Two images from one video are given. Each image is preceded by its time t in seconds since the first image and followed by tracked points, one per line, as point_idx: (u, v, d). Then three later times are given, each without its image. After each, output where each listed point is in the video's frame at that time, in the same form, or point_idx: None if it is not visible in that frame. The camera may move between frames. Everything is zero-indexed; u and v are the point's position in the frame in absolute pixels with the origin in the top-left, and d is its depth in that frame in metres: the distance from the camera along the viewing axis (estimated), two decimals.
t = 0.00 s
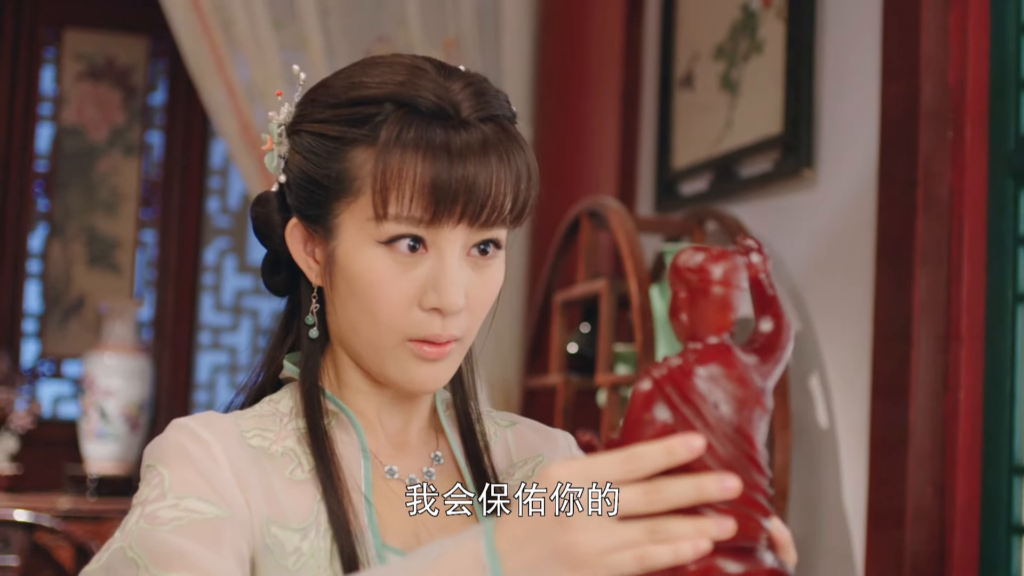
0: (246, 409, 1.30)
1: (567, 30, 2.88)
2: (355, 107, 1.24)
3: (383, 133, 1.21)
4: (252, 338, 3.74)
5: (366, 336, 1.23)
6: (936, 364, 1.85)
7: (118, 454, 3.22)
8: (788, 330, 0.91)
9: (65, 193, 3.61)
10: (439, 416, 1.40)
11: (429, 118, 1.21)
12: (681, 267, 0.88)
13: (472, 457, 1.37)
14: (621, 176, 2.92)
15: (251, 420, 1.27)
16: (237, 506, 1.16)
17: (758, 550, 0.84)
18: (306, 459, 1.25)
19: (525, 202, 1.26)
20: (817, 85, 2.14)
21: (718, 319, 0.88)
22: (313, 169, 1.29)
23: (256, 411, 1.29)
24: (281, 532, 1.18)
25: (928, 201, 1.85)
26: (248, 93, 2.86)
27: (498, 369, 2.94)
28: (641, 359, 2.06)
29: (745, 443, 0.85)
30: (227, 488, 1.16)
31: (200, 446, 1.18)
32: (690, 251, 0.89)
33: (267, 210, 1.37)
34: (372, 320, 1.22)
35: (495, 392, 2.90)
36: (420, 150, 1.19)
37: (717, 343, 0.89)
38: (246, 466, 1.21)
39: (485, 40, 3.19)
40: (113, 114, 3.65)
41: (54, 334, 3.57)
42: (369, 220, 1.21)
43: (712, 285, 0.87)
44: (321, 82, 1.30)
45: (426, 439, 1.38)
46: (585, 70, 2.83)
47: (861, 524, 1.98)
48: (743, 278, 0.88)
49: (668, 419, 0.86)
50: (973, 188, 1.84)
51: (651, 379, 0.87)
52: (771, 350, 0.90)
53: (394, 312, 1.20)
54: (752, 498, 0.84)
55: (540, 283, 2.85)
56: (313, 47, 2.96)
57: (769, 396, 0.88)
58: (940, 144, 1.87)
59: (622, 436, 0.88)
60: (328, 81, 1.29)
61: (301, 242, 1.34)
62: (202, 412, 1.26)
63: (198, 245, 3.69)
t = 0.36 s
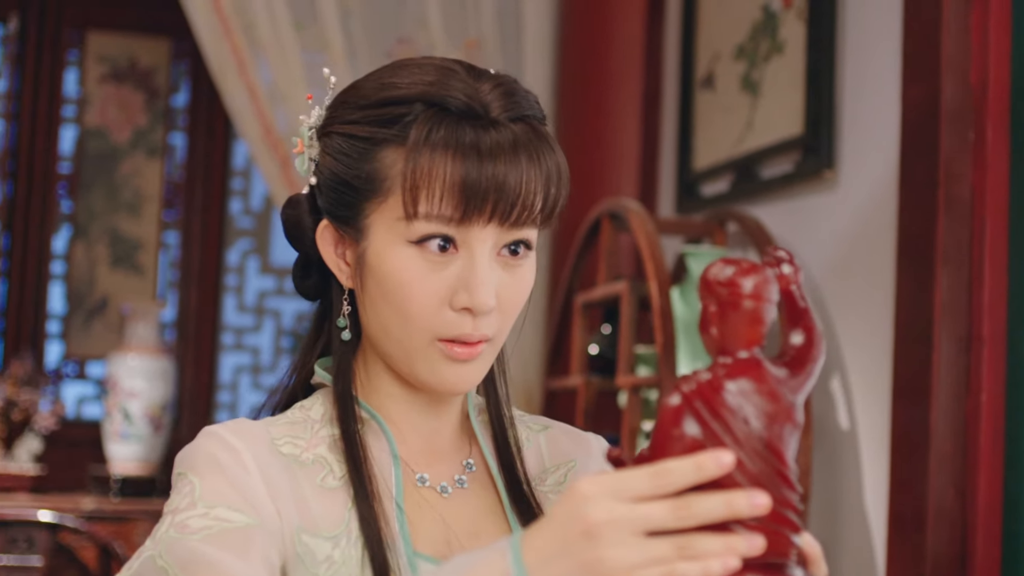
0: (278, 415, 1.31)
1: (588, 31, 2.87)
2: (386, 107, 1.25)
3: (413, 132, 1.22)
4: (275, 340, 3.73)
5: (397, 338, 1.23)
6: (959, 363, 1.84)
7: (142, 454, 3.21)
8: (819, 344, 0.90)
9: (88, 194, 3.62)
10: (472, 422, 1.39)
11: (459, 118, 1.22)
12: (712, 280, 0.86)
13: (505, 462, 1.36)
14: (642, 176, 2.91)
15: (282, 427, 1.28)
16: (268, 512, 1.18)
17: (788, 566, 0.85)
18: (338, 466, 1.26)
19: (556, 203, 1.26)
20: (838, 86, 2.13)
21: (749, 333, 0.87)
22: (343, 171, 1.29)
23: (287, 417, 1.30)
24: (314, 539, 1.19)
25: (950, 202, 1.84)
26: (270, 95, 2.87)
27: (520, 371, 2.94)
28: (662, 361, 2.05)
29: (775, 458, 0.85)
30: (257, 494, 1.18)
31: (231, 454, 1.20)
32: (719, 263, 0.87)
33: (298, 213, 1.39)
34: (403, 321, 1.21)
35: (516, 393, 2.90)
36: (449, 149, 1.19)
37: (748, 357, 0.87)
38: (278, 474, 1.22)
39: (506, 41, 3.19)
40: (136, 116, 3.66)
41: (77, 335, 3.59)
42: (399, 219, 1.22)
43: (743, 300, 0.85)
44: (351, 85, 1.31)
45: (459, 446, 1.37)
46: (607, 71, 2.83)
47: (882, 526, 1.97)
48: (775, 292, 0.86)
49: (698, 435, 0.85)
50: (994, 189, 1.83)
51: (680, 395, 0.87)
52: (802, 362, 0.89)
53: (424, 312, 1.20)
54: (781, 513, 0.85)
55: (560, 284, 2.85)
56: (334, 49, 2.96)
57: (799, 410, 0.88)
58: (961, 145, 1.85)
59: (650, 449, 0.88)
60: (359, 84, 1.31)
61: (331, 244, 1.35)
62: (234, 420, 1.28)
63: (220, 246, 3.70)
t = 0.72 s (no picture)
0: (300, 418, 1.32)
1: (597, 30, 2.87)
2: (404, 111, 1.26)
3: (430, 136, 1.22)
4: (284, 339, 3.72)
5: (417, 338, 1.23)
6: (966, 365, 1.83)
7: (152, 453, 3.23)
8: (835, 352, 0.90)
9: (97, 194, 3.62)
10: (493, 427, 1.39)
11: (477, 120, 1.22)
12: (726, 288, 0.87)
13: (526, 468, 1.36)
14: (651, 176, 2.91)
15: (305, 431, 1.29)
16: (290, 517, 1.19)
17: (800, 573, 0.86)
18: (358, 470, 1.27)
19: (574, 205, 1.25)
20: (846, 86, 2.13)
21: (763, 342, 0.87)
22: (364, 175, 1.30)
23: (309, 421, 1.31)
24: (332, 545, 1.20)
25: (956, 202, 1.84)
26: (278, 95, 2.90)
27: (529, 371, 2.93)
28: (669, 362, 2.05)
29: (787, 468, 0.85)
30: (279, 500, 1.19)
31: (253, 459, 1.21)
32: (735, 273, 0.88)
33: (320, 219, 1.39)
34: (423, 320, 1.21)
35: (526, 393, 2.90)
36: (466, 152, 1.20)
37: (762, 366, 0.87)
38: (299, 478, 1.23)
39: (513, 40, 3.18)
40: (145, 115, 3.67)
41: (87, 335, 3.58)
42: (418, 222, 1.22)
43: (757, 310, 0.85)
44: (371, 90, 1.32)
45: (480, 450, 1.37)
46: (616, 71, 2.82)
47: (890, 527, 1.97)
48: (789, 302, 0.86)
49: (711, 443, 0.85)
50: (1001, 190, 1.82)
51: (694, 403, 0.87)
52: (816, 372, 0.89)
53: (443, 312, 1.19)
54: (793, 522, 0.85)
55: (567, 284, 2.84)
56: (342, 49, 2.96)
57: (814, 419, 0.88)
58: (968, 145, 1.85)
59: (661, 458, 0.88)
60: (379, 87, 1.31)
61: (352, 247, 1.35)
62: (256, 423, 1.28)
63: (229, 245, 3.69)
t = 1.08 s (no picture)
0: (320, 424, 1.33)
1: (603, 30, 2.87)
2: (417, 113, 1.26)
3: (444, 137, 1.22)
4: (292, 337, 3.73)
5: (433, 339, 1.23)
6: (970, 365, 1.83)
7: (159, 452, 3.23)
8: (839, 359, 0.90)
9: (105, 193, 3.63)
10: (512, 432, 1.38)
11: (492, 120, 1.22)
12: (729, 297, 0.86)
13: (545, 476, 1.35)
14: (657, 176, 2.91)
15: (325, 438, 1.30)
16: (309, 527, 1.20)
17: None
18: (377, 480, 1.27)
19: (591, 204, 1.25)
20: (851, 86, 2.13)
21: (767, 351, 0.86)
22: (378, 178, 1.30)
23: (328, 427, 1.32)
24: (353, 556, 1.21)
25: (961, 203, 1.84)
26: (285, 96, 2.90)
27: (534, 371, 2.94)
28: (673, 362, 2.05)
29: (793, 475, 0.85)
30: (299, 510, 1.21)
31: (273, 468, 1.23)
32: (737, 282, 0.87)
33: (336, 222, 1.40)
34: (439, 319, 1.21)
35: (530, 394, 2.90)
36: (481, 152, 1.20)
37: (767, 375, 0.87)
38: (318, 487, 1.24)
39: (519, 40, 3.18)
40: (153, 115, 3.68)
41: (95, 333, 3.60)
42: (433, 224, 1.22)
43: (761, 319, 0.85)
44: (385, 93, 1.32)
45: (497, 460, 1.36)
46: (621, 70, 2.83)
47: (894, 526, 1.97)
48: (793, 310, 0.86)
49: (716, 453, 0.86)
50: (1005, 190, 1.82)
51: (699, 412, 0.87)
52: (822, 379, 0.89)
53: (458, 310, 1.20)
54: (800, 530, 0.85)
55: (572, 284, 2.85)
56: (348, 49, 2.97)
57: (820, 426, 0.87)
58: (972, 145, 1.85)
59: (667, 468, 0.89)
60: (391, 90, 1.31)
61: (368, 250, 1.35)
62: (276, 431, 1.29)
63: (237, 244, 3.70)
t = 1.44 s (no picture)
0: (328, 427, 1.33)
1: (601, 28, 2.87)
2: (433, 117, 1.26)
3: (457, 143, 1.23)
4: (290, 335, 3.73)
5: (444, 342, 1.23)
6: (963, 365, 1.83)
7: (158, 449, 3.24)
8: (832, 348, 0.90)
9: (103, 190, 3.64)
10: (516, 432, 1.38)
11: (505, 126, 1.22)
12: (723, 288, 0.87)
13: (548, 479, 1.35)
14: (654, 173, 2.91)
15: (333, 440, 1.30)
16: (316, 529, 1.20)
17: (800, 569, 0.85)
18: (384, 482, 1.27)
19: (602, 212, 1.25)
20: (846, 83, 2.13)
21: (760, 341, 0.87)
22: (394, 180, 1.30)
23: (337, 429, 1.32)
24: (360, 557, 1.21)
25: (955, 201, 1.84)
26: (283, 94, 2.91)
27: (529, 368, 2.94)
28: (668, 360, 2.05)
29: (786, 464, 0.86)
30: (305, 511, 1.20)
31: (281, 470, 1.23)
32: (732, 272, 0.88)
33: (352, 224, 1.39)
34: (450, 322, 1.22)
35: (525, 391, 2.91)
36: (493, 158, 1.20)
37: (760, 364, 0.88)
38: (325, 489, 1.24)
39: (517, 38, 3.18)
40: (152, 112, 3.68)
41: (94, 330, 3.61)
42: (445, 227, 1.22)
43: (754, 309, 0.86)
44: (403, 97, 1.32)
45: (501, 462, 1.36)
46: (620, 68, 2.82)
47: (888, 523, 1.97)
48: (786, 300, 0.87)
49: (710, 440, 0.87)
50: (999, 188, 1.82)
51: (693, 401, 0.88)
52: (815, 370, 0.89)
53: (469, 312, 1.20)
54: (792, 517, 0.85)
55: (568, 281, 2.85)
56: (347, 46, 2.97)
57: (812, 416, 0.88)
58: (966, 143, 1.84)
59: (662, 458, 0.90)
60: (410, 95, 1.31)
61: (382, 251, 1.35)
62: (284, 433, 1.29)
63: (236, 242, 3.69)
